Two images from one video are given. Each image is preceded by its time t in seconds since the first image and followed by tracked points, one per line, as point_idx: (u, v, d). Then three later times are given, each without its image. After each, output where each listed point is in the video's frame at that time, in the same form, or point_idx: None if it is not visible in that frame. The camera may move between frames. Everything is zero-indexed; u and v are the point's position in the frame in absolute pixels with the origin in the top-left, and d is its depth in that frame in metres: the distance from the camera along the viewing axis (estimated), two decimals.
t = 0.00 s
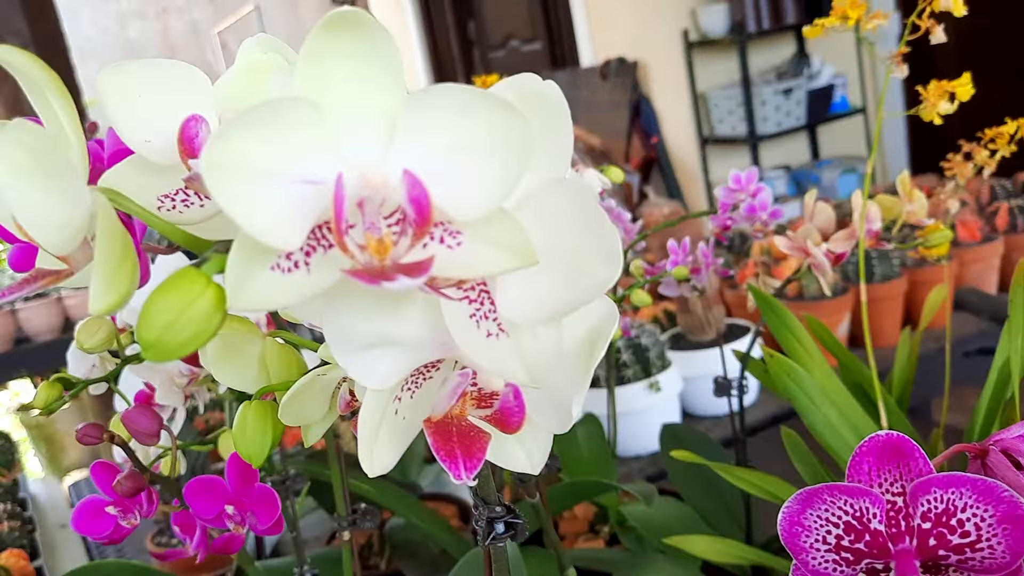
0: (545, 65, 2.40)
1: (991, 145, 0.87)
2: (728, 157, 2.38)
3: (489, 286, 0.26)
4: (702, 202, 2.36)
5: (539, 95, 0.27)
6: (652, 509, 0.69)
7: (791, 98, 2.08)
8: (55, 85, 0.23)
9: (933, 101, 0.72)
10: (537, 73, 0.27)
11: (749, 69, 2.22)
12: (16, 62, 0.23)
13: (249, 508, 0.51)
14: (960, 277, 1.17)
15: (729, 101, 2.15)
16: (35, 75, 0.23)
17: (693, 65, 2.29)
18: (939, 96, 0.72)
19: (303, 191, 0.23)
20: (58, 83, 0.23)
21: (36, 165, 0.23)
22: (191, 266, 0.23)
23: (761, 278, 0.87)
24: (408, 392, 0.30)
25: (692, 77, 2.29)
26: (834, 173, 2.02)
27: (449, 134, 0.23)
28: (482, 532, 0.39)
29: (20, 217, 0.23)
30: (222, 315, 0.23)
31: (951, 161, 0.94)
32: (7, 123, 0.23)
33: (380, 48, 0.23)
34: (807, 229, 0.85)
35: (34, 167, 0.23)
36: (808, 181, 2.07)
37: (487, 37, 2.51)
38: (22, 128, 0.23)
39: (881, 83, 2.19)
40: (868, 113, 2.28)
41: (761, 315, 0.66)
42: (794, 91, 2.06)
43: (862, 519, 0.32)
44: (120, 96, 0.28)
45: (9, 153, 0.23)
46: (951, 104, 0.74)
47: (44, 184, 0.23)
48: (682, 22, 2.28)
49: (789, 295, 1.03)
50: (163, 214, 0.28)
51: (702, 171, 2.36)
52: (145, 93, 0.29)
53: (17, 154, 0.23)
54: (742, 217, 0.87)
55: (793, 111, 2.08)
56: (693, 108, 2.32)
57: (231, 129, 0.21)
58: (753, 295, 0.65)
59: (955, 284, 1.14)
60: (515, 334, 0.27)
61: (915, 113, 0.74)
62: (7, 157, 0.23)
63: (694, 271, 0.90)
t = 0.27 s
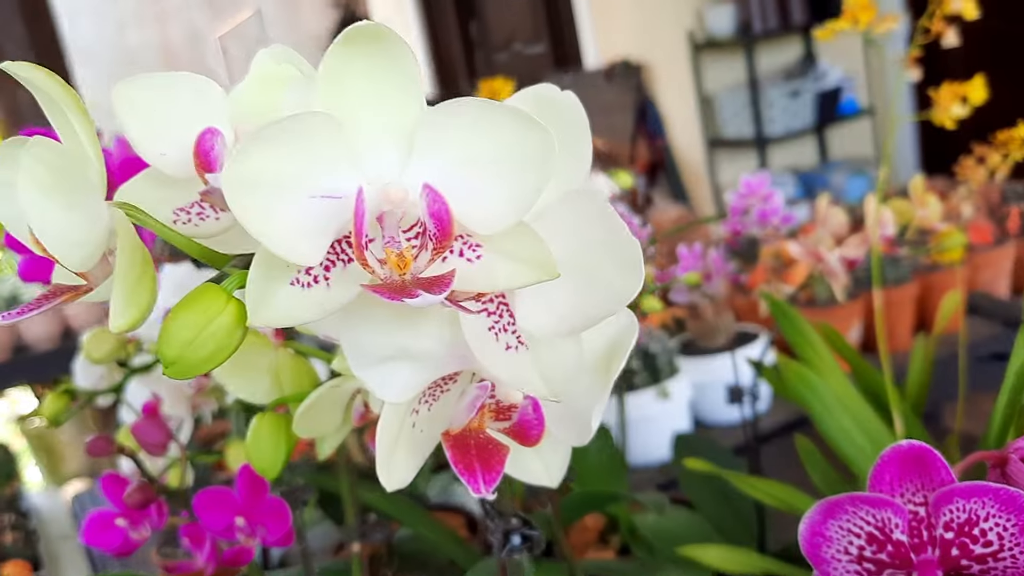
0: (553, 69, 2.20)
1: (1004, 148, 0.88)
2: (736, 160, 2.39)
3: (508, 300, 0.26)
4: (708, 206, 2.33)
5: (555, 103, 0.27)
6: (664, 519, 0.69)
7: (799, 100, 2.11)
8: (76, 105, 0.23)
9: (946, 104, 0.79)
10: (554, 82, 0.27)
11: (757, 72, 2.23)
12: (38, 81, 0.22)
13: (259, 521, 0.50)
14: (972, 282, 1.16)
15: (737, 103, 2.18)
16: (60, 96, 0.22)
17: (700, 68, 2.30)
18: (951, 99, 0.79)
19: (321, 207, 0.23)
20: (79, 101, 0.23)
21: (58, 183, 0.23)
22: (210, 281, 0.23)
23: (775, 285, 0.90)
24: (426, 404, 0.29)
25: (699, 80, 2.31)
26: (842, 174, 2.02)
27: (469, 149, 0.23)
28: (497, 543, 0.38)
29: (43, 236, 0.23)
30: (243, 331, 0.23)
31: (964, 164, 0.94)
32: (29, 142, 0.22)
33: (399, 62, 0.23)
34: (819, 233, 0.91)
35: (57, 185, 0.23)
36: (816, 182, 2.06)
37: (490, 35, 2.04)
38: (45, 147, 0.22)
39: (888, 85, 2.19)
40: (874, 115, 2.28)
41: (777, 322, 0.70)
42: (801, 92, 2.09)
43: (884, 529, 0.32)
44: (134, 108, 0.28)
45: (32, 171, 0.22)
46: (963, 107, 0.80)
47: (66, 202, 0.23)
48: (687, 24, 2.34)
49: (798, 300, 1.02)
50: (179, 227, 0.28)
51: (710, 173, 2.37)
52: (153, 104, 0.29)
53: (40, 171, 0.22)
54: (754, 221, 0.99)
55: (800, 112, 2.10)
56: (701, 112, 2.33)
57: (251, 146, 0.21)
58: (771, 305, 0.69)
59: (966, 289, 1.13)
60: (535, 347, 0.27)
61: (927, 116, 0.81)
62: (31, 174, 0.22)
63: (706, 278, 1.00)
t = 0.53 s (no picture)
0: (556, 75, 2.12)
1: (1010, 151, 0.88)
2: (739, 165, 2.38)
3: (529, 302, 0.26)
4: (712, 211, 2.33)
5: (575, 107, 0.27)
6: (674, 524, 0.68)
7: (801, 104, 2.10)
8: (99, 109, 0.23)
9: (952, 107, 0.80)
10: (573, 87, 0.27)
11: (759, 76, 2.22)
12: (65, 86, 0.23)
13: (273, 525, 0.50)
14: (978, 285, 1.15)
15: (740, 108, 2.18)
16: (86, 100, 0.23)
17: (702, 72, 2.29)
18: (958, 102, 0.79)
19: (347, 210, 0.23)
20: (103, 105, 0.23)
21: (86, 188, 0.23)
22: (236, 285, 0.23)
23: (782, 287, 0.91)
24: (445, 407, 0.29)
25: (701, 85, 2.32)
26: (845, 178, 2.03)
27: (493, 152, 0.24)
28: (514, 547, 0.38)
29: (70, 240, 0.23)
30: (269, 333, 0.23)
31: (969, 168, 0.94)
32: (57, 147, 0.22)
33: (424, 66, 0.23)
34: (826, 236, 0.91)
35: (84, 190, 0.23)
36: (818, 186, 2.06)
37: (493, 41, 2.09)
38: (73, 152, 0.23)
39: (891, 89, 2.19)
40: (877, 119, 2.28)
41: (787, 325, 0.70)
42: (804, 96, 2.08)
43: (903, 531, 0.32)
44: (159, 113, 0.28)
45: (62, 176, 0.23)
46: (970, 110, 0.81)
47: (93, 206, 0.23)
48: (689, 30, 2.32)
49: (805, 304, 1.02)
50: (200, 231, 0.28)
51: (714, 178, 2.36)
52: (182, 109, 0.29)
53: (69, 176, 0.23)
54: (762, 224, 1.02)
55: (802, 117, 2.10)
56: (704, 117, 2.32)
57: (282, 148, 0.21)
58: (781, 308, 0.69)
59: (972, 293, 1.13)
60: (555, 349, 0.27)
61: (934, 119, 0.82)
62: (59, 179, 0.23)
63: (714, 283, 1.01)
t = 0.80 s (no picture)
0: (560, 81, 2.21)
1: (1019, 152, 0.88)
2: (744, 169, 2.38)
3: (546, 304, 0.26)
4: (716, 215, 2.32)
5: (591, 107, 0.27)
6: (683, 527, 0.68)
7: (806, 108, 2.09)
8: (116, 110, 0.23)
9: (961, 109, 0.79)
10: (590, 87, 0.27)
11: (763, 79, 2.22)
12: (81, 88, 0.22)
13: (284, 529, 0.51)
14: (985, 287, 1.15)
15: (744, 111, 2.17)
16: (103, 102, 0.22)
17: (707, 76, 2.28)
18: (966, 104, 0.79)
19: (365, 212, 0.23)
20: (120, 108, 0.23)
21: (105, 190, 0.23)
22: (254, 286, 0.23)
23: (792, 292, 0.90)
24: (461, 409, 0.29)
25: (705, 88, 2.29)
26: (849, 181, 2.02)
27: (511, 153, 0.24)
28: (528, 550, 0.38)
29: (89, 243, 0.23)
30: (288, 335, 0.23)
31: (977, 169, 0.94)
32: (76, 150, 0.22)
33: (442, 68, 0.23)
34: (839, 238, 0.90)
35: (103, 192, 0.23)
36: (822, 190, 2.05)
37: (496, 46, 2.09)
38: (92, 153, 0.23)
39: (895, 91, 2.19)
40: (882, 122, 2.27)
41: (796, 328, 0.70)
42: (808, 100, 2.07)
43: (921, 532, 0.31)
44: (174, 116, 0.28)
45: (81, 178, 0.23)
46: (981, 112, 0.80)
47: (111, 208, 0.23)
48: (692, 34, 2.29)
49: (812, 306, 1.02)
50: (215, 234, 0.28)
51: (718, 182, 2.35)
52: (195, 113, 0.29)
53: (89, 178, 0.23)
54: (771, 227, 1.01)
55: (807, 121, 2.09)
56: (708, 121, 2.31)
57: (299, 150, 0.21)
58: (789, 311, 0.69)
59: (980, 295, 1.12)
60: (572, 351, 0.27)
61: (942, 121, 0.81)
62: (78, 181, 0.23)
63: (721, 286, 1.00)
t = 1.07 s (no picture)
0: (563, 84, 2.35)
1: None
2: (748, 174, 2.38)
3: (561, 311, 0.26)
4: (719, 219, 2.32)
5: (604, 114, 0.27)
6: (691, 532, 0.68)
7: (810, 112, 2.09)
8: (135, 119, 0.23)
9: (968, 113, 0.80)
10: (603, 94, 0.27)
11: (767, 83, 2.21)
12: (99, 97, 0.23)
13: (295, 536, 0.51)
14: (991, 291, 1.15)
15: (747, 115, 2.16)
16: (121, 111, 0.22)
17: (710, 80, 2.29)
18: (973, 108, 0.79)
19: (382, 219, 0.23)
20: (138, 116, 0.23)
21: (124, 198, 0.23)
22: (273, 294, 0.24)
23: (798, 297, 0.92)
24: (476, 416, 0.29)
25: (708, 92, 2.28)
26: (853, 185, 2.01)
27: (527, 160, 0.24)
28: (540, 556, 0.39)
29: (108, 251, 0.23)
30: (306, 342, 0.23)
31: (984, 173, 0.94)
32: (95, 158, 0.23)
33: (459, 75, 0.23)
34: (846, 242, 0.90)
35: (121, 200, 0.23)
36: (826, 195, 2.04)
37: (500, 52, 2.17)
38: (111, 161, 0.23)
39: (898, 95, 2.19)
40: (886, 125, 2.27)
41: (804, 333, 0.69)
42: (812, 104, 2.07)
43: (935, 538, 0.31)
44: (190, 125, 0.29)
45: (101, 188, 0.23)
46: (989, 116, 0.80)
47: (130, 217, 0.23)
48: (695, 38, 2.27)
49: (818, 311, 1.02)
50: (231, 242, 0.29)
51: (721, 186, 2.35)
52: (211, 122, 0.29)
53: (108, 187, 0.23)
54: (778, 231, 1.01)
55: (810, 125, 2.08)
56: (712, 125, 2.32)
57: (317, 159, 0.21)
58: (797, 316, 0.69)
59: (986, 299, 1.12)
60: (587, 357, 0.27)
61: (949, 124, 0.81)
62: (97, 189, 0.23)
63: (728, 290, 1.00)
